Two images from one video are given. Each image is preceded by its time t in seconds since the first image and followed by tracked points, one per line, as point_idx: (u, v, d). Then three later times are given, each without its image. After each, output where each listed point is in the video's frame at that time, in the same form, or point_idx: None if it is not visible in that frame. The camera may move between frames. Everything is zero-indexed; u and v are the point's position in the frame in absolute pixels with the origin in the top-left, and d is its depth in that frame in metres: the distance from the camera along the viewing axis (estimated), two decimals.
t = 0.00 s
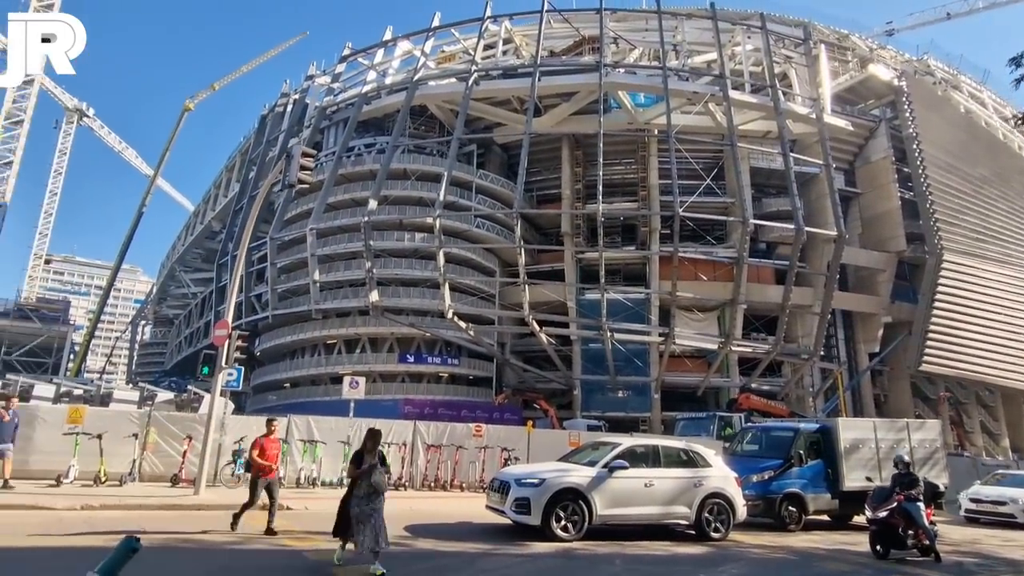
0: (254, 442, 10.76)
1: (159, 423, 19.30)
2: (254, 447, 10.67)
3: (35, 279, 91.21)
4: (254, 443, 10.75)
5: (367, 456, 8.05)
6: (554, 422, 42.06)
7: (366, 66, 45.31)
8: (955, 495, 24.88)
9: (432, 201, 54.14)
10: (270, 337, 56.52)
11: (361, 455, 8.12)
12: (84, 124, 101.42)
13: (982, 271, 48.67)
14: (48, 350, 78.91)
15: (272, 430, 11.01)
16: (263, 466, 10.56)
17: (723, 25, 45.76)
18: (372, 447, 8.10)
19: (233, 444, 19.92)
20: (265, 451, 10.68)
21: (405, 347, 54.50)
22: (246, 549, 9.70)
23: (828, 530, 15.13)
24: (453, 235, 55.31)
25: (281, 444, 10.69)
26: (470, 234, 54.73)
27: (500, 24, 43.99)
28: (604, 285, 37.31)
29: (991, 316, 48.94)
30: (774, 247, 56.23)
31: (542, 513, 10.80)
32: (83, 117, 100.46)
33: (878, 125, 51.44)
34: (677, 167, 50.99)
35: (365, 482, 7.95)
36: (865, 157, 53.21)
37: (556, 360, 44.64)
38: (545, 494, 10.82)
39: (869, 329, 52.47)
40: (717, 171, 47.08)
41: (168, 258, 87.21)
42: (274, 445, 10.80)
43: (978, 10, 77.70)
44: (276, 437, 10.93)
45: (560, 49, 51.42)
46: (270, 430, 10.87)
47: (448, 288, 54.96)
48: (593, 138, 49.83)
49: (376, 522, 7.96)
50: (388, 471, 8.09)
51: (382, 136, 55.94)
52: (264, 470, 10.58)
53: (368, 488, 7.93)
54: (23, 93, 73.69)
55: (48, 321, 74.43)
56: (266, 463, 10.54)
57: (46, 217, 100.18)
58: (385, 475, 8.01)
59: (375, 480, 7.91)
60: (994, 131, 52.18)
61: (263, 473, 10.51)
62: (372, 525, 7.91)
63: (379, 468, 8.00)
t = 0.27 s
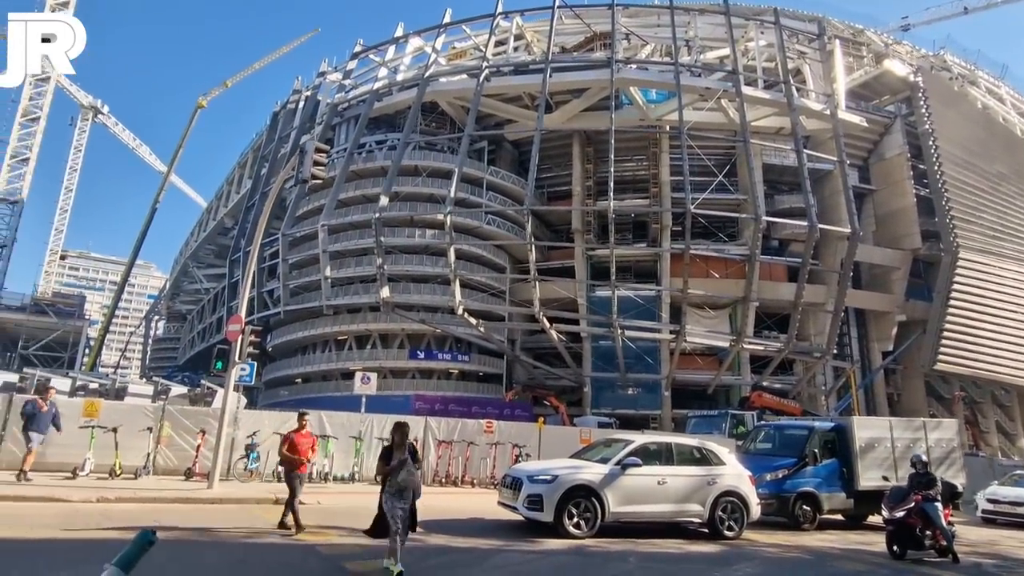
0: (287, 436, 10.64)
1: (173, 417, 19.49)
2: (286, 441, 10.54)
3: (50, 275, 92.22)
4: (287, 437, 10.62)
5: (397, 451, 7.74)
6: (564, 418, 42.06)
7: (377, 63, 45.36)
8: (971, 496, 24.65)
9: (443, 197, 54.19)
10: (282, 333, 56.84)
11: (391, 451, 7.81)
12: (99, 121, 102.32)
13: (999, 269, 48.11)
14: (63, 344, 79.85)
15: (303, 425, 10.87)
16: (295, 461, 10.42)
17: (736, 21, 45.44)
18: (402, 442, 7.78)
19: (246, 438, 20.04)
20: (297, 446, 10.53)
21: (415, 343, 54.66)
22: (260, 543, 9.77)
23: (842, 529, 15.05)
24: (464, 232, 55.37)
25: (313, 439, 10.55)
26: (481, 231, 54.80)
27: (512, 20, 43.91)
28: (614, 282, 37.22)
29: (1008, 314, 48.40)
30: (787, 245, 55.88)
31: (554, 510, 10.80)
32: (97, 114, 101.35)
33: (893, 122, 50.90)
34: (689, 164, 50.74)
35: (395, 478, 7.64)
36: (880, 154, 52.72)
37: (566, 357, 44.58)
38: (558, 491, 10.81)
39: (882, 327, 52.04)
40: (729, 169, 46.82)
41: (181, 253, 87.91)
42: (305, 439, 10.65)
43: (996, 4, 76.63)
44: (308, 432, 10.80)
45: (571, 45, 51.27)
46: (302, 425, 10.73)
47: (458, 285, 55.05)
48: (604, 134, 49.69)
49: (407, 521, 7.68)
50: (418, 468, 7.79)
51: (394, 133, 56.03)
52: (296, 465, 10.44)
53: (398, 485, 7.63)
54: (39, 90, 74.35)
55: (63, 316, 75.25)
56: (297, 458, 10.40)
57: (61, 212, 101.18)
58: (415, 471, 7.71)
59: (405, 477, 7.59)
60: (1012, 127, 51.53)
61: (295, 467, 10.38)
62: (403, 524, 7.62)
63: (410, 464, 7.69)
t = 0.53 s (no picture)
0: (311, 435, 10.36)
1: (185, 412, 19.63)
2: (311, 442, 10.29)
3: (63, 271, 92.99)
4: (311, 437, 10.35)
5: (420, 447, 7.22)
6: (573, 414, 42.05)
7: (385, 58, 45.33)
8: (984, 493, 24.47)
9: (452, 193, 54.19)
10: (291, 328, 57.11)
11: (413, 447, 7.29)
12: (110, 118, 102.96)
13: (1013, 265, 47.63)
14: (76, 340, 80.63)
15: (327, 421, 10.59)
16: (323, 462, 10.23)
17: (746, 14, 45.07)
18: (425, 437, 7.27)
19: (256, 433, 20.17)
20: (324, 446, 10.30)
21: (424, 339, 54.79)
22: (271, 537, 9.84)
23: (853, 526, 14.99)
24: (472, 228, 55.40)
25: (340, 439, 10.34)
26: (489, 227, 54.82)
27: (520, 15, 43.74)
28: (623, 278, 37.09)
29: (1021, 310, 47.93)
30: (797, 240, 55.55)
31: (563, 506, 10.81)
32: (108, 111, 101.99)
33: (905, 116, 50.36)
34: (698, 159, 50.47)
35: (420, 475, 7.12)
36: (892, 148, 52.24)
37: (575, 353, 44.51)
38: (567, 487, 10.82)
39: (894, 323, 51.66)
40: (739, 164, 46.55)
41: (192, 249, 88.43)
42: (331, 438, 10.44)
43: None
44: (331, 429, 10.53)
45: (580, 40, 51.08)
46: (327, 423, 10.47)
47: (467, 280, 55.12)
48: (613, 129, 49.51)
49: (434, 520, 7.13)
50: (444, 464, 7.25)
51: (402, 128, 56.05)
52: (323, 465, 10.26)
53: (423, 484, 7.10)
54: (50, 87, 74.79)
55: (76, 312, 75.90)
56: (326, 460, 10.21)
57: (73, 208, 101.90)
58: (442, 467, 7.17)
59: (432, 473, 7.05)
60: None
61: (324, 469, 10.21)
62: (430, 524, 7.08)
63: (435, 461, 7.16)
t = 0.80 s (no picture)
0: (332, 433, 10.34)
1: (192, 410, 19.73)
2: (331, 440, 10.24)
3: (72, 269, 93.64)
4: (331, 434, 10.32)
5: (439, 451, 7.15)
6: (579, 413, 42.00)
7: (391, 57, 45.30)
8: (993, 493, 24.30)
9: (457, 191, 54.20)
10: (298, 326, 57.28)
11: (433, 451, 7.23)
12: (118, 117, 103.47)
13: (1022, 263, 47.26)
14: (85, 338, 81.17)
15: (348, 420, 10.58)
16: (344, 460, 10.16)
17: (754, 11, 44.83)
18: (445, 441, 7.23)
19: (263, 431, 20.25)
20: (345, 444, 10.25)
21: (430, 337, 54.85)
22: (278, 535, 9.90)
23: (860, 526, 14.93)
24: (478, 226, 55.41)
25: (361, 437, 10.28)
26: (494, 225, 54.84)
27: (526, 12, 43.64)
28: (629, 276, 36.95)
29: None
30: (804, 238, 55.33)
31: (568, 504, 10.80)
32: (116, 110, 102.54)
33: (914, 113, 49.98)
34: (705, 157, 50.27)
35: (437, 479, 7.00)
36: (900, 146, 51.91)
37: (581, 352, 44.44)
38: (572, 486, 10.82)
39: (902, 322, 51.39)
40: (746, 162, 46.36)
41: (199, 248, 88.80)
42: (352, 436, 10.39)
43: None
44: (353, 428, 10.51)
45: (586, 37, 50.95)
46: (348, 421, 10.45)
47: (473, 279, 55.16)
48: (619, 127, 49.39)
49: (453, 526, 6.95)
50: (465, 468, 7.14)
51: (408, 127, 56.07)
52: (344, 465, 10.18)
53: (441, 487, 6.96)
54: (59, 86, 75.19)
55: (84, 310, 76.37)
56: (347, 457, 10.14)
57: (81, 207, 102.49)
58: (461, 472, 7.02)
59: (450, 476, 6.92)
60: None
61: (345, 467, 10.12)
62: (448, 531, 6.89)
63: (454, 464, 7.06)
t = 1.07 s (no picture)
0: (364, 431, 9.50)
1: (207, 406, 19.93)
2: (365, 439, 9.46)
3: (90, 268, 94.89)
4: (364, 433, 9.49)
5: (469, 447, 7.05)
6: (591, 409, 41.94)
7: (403, 54, 45.34)
8: (1012, 490, 23.98)
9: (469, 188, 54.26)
10: (311, 323, 57.66)
11: (463, 448, 7.11)
12: (134, 117, 104.58)
13: None
14: (104, 336, 82.31)
15: (383, 415, 9.75)
16: (380, 460, 9.40)
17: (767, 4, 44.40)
18: (476, 438, 7.13)
19: (276, 426, 20.43)
20: (379, 443, 9.45)
21: (442, 334, 55.00)
22: (292, 529, 10.00)
23: (874, 522, 14.81)
24: (490, 223, 55.45)
25: (397, 434, 9.45)
26: (506, 222, 54.86)
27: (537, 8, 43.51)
28: (642, 272, 36.81)
29: None
30: (819, 233, 54.84)
31: (580, 501, 10.80)
32: (132, 110, 103.65)
33: (931, 106, 49.29)
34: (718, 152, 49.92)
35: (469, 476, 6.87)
36: (917, 139, 51.24)
37: (594, 349, 44.36)
38: (583, 482, 10.81)
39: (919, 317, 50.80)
40: (760, 157, 45.99)
41: (214, 246, 89.62)
42: (387, 433, 9.56)
43: None
44: (388, 423, 9.68)
45: (597, 33, 50.75)
46: (383, 417, 9.59)
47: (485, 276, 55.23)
48: (631, 123, 49.17)
49: (487, 526, 6.79)
50: (498, 466, 7.01)
51: (420, 124, 56.17)
52: (378, 463, 9.43)
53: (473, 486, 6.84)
54: (76, 87, 76.08)
55: (102, 308, 77.39)
56: (382, 457, 9.37)
57: (99, 206, 103.79)
58: (496, 470, 6.94)
59: (481, 473, 6.79)
60: None
61: (381, 468, 9.37)
62: (481, 532, 6.73)
63: (487, 462, 6.95)
